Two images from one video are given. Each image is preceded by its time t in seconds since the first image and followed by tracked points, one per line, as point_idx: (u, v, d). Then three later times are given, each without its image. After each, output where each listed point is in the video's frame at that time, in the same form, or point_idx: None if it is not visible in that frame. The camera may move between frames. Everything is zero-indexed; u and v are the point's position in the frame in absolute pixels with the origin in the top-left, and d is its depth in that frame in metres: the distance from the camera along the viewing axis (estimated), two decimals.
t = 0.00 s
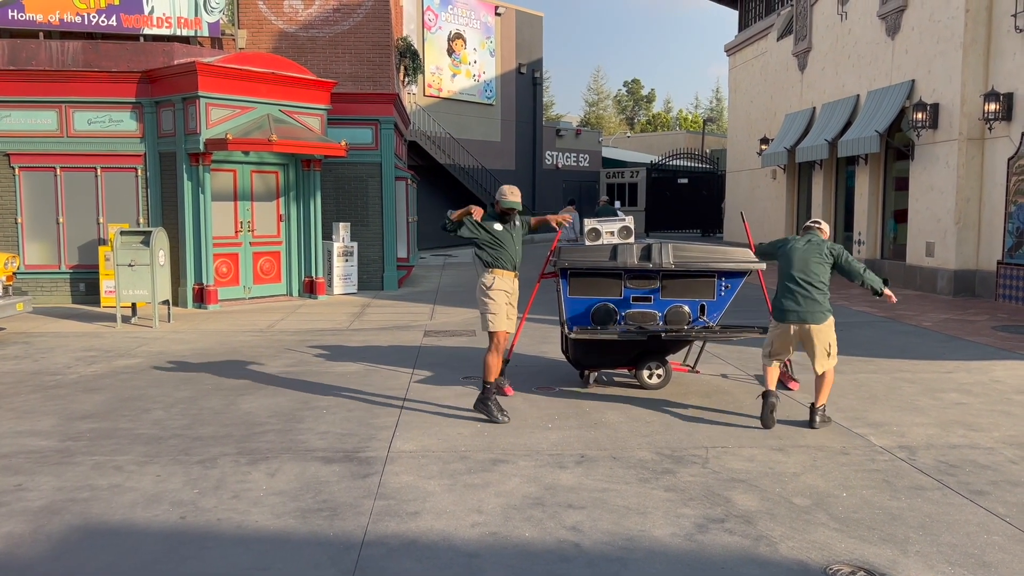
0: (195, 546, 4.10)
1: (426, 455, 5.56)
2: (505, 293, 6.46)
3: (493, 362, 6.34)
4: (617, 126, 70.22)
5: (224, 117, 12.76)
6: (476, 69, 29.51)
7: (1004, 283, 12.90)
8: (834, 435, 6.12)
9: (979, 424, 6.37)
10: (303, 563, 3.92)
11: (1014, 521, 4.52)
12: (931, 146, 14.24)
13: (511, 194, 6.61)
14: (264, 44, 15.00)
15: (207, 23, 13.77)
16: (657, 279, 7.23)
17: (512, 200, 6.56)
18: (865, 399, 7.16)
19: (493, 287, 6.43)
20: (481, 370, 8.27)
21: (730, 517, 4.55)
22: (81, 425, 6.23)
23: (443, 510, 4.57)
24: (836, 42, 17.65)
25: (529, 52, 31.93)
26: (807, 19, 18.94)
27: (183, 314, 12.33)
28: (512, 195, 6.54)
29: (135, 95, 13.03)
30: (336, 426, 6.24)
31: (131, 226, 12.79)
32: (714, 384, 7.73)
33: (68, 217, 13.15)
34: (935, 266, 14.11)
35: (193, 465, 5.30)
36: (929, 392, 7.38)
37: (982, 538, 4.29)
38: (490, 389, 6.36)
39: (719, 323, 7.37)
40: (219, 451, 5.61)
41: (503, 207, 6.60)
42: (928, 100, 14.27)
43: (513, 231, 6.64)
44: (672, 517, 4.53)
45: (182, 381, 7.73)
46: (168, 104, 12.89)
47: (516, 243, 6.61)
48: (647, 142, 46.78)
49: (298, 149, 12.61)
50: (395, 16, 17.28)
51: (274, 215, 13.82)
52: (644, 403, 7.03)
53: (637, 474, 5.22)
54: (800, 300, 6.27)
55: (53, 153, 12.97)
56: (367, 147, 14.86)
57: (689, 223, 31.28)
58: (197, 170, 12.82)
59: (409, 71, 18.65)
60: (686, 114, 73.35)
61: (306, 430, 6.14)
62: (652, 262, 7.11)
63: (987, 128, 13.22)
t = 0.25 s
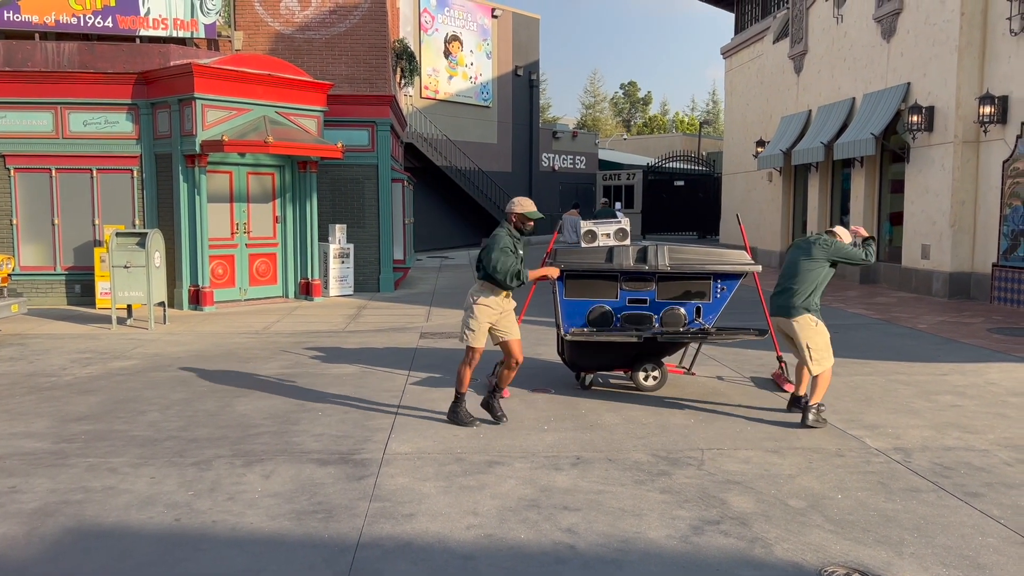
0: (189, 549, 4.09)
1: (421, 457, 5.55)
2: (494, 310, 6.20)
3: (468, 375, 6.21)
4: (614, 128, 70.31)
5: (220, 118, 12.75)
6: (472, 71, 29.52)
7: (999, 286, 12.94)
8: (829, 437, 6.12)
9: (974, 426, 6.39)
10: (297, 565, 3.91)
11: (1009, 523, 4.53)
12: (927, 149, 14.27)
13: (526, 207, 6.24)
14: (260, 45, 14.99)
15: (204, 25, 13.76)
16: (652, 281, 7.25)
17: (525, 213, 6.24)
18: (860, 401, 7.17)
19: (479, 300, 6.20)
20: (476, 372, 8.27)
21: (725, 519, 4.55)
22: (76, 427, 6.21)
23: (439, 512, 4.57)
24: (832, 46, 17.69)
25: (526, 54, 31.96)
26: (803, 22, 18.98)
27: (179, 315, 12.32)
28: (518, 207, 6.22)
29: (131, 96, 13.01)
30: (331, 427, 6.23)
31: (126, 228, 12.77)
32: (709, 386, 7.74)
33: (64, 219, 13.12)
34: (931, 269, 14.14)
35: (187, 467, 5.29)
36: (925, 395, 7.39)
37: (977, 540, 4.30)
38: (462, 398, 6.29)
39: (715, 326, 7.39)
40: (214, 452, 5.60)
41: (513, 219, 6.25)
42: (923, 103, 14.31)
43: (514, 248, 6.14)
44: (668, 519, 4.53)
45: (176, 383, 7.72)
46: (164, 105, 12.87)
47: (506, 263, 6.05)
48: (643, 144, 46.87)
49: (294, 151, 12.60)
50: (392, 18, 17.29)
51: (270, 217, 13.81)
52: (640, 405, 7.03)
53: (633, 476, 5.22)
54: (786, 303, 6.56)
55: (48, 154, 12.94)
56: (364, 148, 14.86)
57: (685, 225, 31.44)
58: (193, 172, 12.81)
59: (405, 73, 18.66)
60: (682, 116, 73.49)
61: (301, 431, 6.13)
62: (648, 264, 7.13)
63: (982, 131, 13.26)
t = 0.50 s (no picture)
0: (183, 552, 4.07)
1: (415, 459, 5.55)
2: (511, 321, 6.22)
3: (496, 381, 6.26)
4: (608, 131, 70.42)
5: (214, 120, 12.73)
6: (467, 74, 29.54)
7: (992, 288, 12.98)
8: (823, 439, 6.14)
9: (967, 428, 6.41)
10: (291, 568, 3.90)
11: (1002, 525, 4.54)
12: (920, 152, 14.32)
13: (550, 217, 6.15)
14: (254, 48, 14.98)
15: (198, 27, 13.75)
16: (647, 283, 7.26)
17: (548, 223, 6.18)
18: (854, 404, 7.19)
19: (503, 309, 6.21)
20: (471, 375, 8.26)
21: (719, 522, 4.56)
22: (68, 430, 6.19)
23: (433, 515, 4.56)
24: (826, 49, 17.75)
25: (521, 57, 31.99)
26: (797, 26, 19.04)
27: (173, 318, 12.29)
28: (541, 216, 6.12)
29: (125, 98, 12.98)
30: (325, 430, 6.23)
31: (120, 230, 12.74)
32: (703, 388, 7.75)
33: (57, 221, 13.08)
34: (924, 271, 14.19)
35: (181, 470, 5.27)
36: (918, 397, 7.41)
37: (969, 542, 4.31)
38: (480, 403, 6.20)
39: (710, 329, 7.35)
40: (208, 456, 5.58)
41: (537, 228, 6.20)
42: (916, 106, 14.36)
43: (534, 257, 6.10)
44: (662, 522, 4.53)
45: (169, 385, 7.69)
46: (158, 107, 12.84)
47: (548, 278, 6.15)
48: (637, 147, 46.96)
49: (289, 153, 12.59)
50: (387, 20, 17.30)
51: (264, 219, 13.79)
52: (634, 408, 7.03)
53: (627, 478, 5.22)
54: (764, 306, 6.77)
55: (42, 156, 12.90)
56: (358, 151, 14.86)
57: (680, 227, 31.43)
58: (187, 174, 12.79)
59: (400, 75, 18.67)
60: (676, 119, 73.66)
61: (295, 434, 6.12)
62: (642, 266, 7.14)
63: (975, 134, 13.32)
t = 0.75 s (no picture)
0: (175, 556, 4.06)
1: (408, 462, 5.54)
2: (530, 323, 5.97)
3: (523, 390, 5.86)
4: (601, 134, 70.53)
5: (206, 123, 12.70)
6: (460, 77, 29.55)
7: (982, 291, 13.05)
8: (815, 442, 6.16)
9: (958, 431, 6.44)
10: (283, 572, 3.89)
11: (992, 527, 4.56)
12: (911, 155, 14.40)
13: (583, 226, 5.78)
14: (247, 50, 14.96)
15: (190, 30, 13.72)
16: (639, 286, 7.28)
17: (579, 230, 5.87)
18: (845, 406, 7.21)
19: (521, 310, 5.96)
20: (464, 378, 8.26)
21: (711, 524, 4.57)
22: (59, 433, 6.16)
23: (425, 518, 4.56)
24: (817, 52, 17.83)
25: (513, 60, 32.03)
26: (788, 30, 19.12)
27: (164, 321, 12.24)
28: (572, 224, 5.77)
29: (116, 101, 12.94)
30: (317, 434, 6.21)
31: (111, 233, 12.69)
32: (696, 391, 7.77)
33: (48, 224, 13.03)
34: (915, 274, 14.25)
35: (172, 474, 5.25)
36: (909, 399, 7.44)
37: (960, 544, 4.33)
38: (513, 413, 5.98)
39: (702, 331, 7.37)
40: (199, 459, 5.56)
41: (568, 236, 5.85)
42: (907, 110, 14.43)
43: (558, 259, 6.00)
44: (654, 525, 4.54)
45: (161, 389, 7.66)
46: (149, 110, 12.81)
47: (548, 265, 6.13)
48: (630, 150, 47.06)
49: (281, 155, 12.56)
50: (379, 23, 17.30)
51: (257, 222, 13.76)
52: (627, 410, 7.04)
53: (619, 481, 5.22)
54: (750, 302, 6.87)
55: (33, 159, 12.85)
56: (351, 153, 14.84)
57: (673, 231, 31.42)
58: (179, 177, 12.75)
59: (393, 78, 18.67)
60: (668, 123, 73.88)
61: (287, 438, 6.11)
62: (635, 269, 7.19)
63: (966, 138, 13.40)
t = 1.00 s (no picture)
0: (164, 560, 4.04)
1: (399, 466, 5.53)
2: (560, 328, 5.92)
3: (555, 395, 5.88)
4: (592, 137, 70.64)
5: (196, 126, 12.66)
6: (451, 80, 29.56)
7: (971, 293, 13.13)
8: (805, 443, 6.18)
9: (947, 432, 6.47)
10: None
11: (981, 527, 4.59)
12: (900, 158, 14.48)
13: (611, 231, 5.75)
14: (237, 53, 14.92)
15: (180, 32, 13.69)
16: (630, 289, 7.29)
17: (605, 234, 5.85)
18: (835, 408, 7.24)
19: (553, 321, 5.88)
20: (455, 381, 8.25)
21: (703, 526, 4.57)
22: (47, 438, 6.11)
23: (416, 521, 4.55)
24: (806, 55, 17.92)
25: (504, 63, 32.06)
26: (778, 33, 19.20)
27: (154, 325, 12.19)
28: (599, 230, 5.73)
29: (105, 103, 12.88)
30: (308, 437, 6.20)
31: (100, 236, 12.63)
32: (687, 393, 7.79)
33: (36, 227, 12.96)
34: (904, 276, 14.33)
35: (162, 478, 5.22)
36: (899, 401, 7.47)
37: (949, 545, 4.35)
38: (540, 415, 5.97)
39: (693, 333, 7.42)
40: (189, 463, 5.54)
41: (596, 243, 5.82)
42: (896, 113, 14.52)
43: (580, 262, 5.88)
44: (645, 527, 4.54)
45: (150, 392, 7.63)
46: (139, 112, 12.75)
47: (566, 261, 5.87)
48: (620, 153, 47.18)
49: (271, 158, 12.53)
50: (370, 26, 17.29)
51: (247, 225, 13.72)
52: (618, 413, 7.05)
53: (611, 483, 5.23)
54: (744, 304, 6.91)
55: (21, 162, 12.78)
56: (341, 156, 14.81)
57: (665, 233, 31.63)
58: (169, 180, 12.70)
59: (384, 81, 18.65)
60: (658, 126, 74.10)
61: (278, 441, 6.09)
62: (626, 272, 7.17)
63: (954, 141, 13.49)
